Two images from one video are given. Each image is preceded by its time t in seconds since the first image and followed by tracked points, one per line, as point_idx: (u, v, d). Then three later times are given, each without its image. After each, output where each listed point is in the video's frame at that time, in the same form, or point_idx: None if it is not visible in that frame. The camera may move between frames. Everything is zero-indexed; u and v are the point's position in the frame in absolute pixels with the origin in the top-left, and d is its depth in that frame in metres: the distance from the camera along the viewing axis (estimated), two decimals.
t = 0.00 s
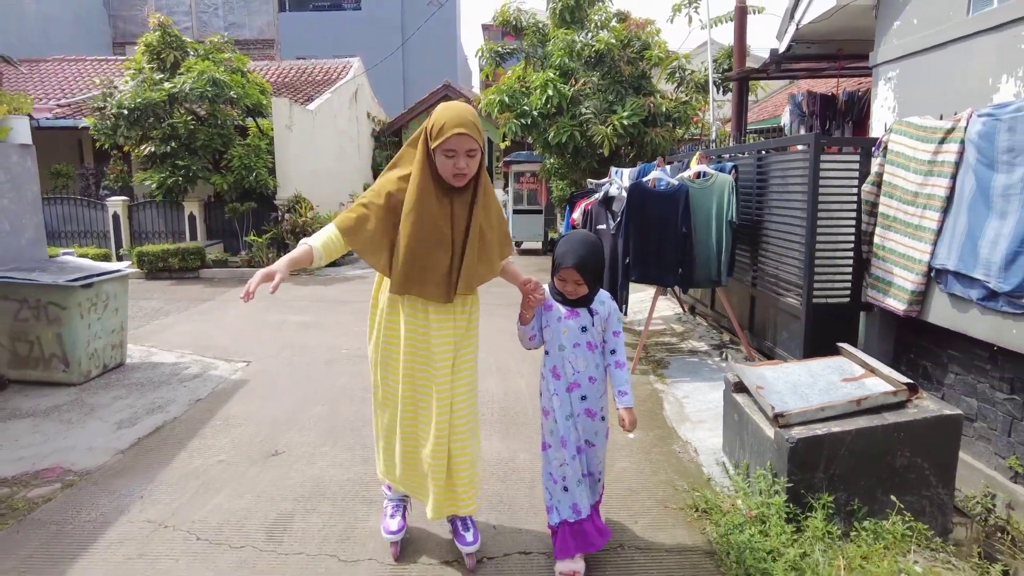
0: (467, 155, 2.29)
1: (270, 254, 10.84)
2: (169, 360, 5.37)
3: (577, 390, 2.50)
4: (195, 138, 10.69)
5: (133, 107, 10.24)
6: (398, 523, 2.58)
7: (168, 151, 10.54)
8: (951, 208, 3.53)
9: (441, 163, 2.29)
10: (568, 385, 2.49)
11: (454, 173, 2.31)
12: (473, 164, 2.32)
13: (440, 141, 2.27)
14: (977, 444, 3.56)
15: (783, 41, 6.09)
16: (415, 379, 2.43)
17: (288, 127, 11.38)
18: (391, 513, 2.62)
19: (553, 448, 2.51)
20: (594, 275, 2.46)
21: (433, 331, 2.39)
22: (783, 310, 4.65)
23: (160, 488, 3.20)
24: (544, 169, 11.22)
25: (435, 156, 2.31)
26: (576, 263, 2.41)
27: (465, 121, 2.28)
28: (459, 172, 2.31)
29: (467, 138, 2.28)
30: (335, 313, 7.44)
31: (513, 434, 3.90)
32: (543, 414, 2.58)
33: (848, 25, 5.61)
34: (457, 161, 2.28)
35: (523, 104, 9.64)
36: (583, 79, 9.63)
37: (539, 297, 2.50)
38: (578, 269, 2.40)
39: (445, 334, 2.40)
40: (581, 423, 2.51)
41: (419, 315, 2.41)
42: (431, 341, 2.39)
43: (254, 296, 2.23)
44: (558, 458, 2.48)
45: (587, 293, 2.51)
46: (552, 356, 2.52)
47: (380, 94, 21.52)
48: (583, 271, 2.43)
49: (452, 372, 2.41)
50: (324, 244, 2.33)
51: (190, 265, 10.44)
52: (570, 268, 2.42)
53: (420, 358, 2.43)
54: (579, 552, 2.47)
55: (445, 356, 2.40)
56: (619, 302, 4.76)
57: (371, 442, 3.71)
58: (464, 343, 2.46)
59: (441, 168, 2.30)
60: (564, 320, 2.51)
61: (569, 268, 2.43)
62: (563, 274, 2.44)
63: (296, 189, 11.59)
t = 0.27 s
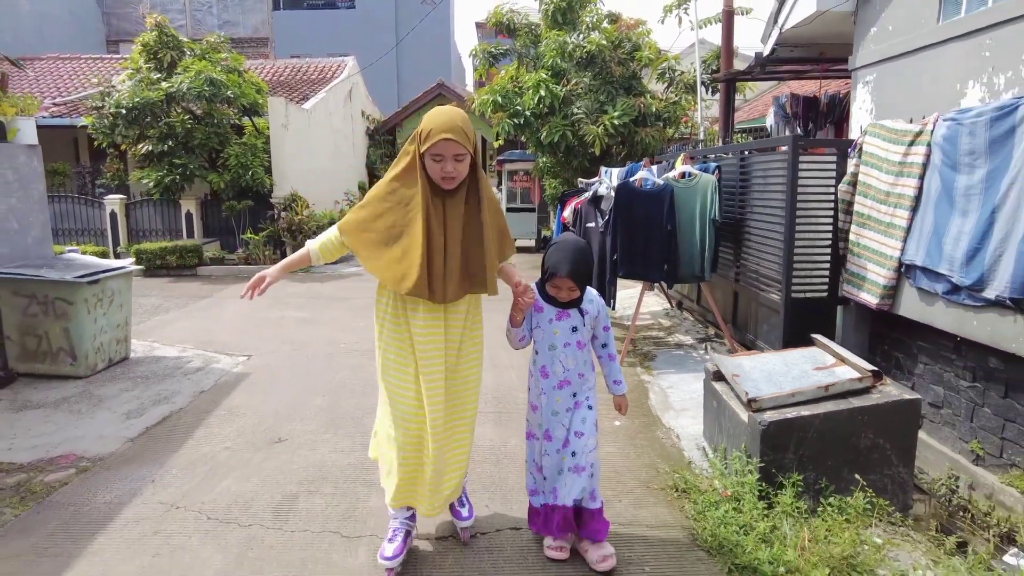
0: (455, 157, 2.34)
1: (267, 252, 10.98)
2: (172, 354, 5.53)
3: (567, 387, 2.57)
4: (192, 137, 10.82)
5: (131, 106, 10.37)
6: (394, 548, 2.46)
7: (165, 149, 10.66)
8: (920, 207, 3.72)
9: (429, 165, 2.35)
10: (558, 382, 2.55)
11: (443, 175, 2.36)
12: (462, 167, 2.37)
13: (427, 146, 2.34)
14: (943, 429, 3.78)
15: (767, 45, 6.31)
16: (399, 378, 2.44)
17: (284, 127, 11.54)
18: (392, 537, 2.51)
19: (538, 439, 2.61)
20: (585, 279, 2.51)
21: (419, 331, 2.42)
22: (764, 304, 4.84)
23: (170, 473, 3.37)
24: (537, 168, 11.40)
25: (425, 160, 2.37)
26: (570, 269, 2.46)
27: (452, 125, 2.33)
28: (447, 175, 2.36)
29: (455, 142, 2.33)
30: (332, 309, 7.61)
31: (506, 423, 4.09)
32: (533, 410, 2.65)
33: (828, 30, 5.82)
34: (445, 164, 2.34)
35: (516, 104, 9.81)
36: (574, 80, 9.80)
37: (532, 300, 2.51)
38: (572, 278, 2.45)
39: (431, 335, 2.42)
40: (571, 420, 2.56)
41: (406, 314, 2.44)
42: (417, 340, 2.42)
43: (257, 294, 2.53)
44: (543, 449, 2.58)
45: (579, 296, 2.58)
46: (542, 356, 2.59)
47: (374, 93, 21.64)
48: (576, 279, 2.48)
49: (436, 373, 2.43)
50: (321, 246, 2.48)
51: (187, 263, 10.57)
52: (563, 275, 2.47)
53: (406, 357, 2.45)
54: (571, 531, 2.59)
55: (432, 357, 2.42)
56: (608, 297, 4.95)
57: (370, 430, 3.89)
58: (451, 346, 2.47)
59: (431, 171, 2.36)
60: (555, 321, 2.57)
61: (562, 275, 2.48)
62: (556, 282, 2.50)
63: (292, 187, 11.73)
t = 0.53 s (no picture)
0: (421, 136, 2.38)
1: (264, 250, 11.14)
2: (174, 349, 5.68)
3: (557, 385, 2.56)
4: (190, 138, 10.96)
5: (130, 107, 10.52)
6: (392, 526, 2.56)
7: (163, 150, 10.79)
8: (891, 202, 3.91)
9: (397, 147, 2.39)
10: (548, 380, 2.55)
11: (411, 155, 2.39)
12: (429, 145, 2.41)
13: (393, 127, 2.38)
14: (915, 414, 3.96)
15: (753, 46, 6.50)
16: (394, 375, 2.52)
17: (281, 127, 11.74)
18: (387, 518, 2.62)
19: (530, 435, 2.65)
20: (580, 277, 2.54)
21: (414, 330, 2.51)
22: (747, 297, 5.02)
23: (178, 457, 3.53)
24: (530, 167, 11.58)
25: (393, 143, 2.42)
26: (566, 266, 2.48)
27: (415, 104, 2.38)
28: (416, 155, 2.39)
29: (419, 121, 2.37)
30: (329, 306, 7.77)
31: (498, 411, 4.26)
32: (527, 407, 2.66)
33: (810, 33, 6.02)
34: (411, 144, 2.38)
35: (510, 104, 9.98)
36: (567, 81, 9.96)
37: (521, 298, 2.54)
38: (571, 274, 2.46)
39: (426, 335, 2.52)
40: (561, 418, 2.56)
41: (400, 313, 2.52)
42: (410, 337, 2.50)
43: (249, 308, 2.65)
44: (534, 443, 2.63)
45: (575, 293, 2.59)
46: (536, 352, 2.61)
47: (370, 93, 21.80)
48: (573, 275, 2.49)
49: (432, 370, 2.54)
50: (305, 254, 2.55)
51: (186, 261, 10.72)
52: (560, 271, 2.48)
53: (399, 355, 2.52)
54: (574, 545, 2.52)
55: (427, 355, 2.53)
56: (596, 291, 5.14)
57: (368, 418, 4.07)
58: (444, 344, 2.57)
59: (398, 151, 2.40)
60: (549, 318, 2.58)
61: (559, 271, 2.49)
62: (554, 277, 2.50)
63: (290, 187, 11.90)
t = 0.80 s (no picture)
0: (435, 135, 2.42)
1: (268, 249, 11.32)
2: (182, 344, 5.85)
3: (559, 379, 2.59)
4: (195, 138, 11.14)
5: (136, 108, 10.71)
6: (390, 506, 2.68)
7: (168, 150, 10.97)
8: (875, 200, 4.05)
9: (411, 144, 2.42)
10: (551, 374, 2.58)
11: (424, 153, 2.42)
12: (443, 144, 2.45)
13: (408, 125, 2.42)
14: (898, 405, 4.11)
15: (746, 48, 6.65)
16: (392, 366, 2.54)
17: (284, 127, 11.89)
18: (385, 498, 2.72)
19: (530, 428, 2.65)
20: (580, 271, 2.57)
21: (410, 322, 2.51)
22: (738, 293, 5.16)
23: (190, 445, 3.70)
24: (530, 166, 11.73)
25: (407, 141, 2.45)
26: (567, 258, 2.51)
27: (433, 105, 2.42)
28: (429, 152, 2.43)
29: (435, 121, 2.41)
30: (333, 303, 7.94)
31: (497, 402, 4.42)
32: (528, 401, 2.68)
33: (801, 35, 6.17)
34: (426, 142, 2.41)
35: (509, 104, 10.14)
36: (566, 82, 10.11)
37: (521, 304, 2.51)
38: (571, 267, 2.49)
39: (423, 326, 2.52)
40: (562, 411, 2.59)
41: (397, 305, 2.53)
42: (407, 328, 2.51)
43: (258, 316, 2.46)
44: (534, 441, 2.60)
45: (576, 287, 2.61)
46: (538, 347, 2.63)
47: (371, 93, 21.96)
48: (572, 269, 2.53)
49: (426, 361, 2.53)
50: (315, 254, 2.46)
51: (191, 259, 10.88)
52: (560, 264, 2.52)
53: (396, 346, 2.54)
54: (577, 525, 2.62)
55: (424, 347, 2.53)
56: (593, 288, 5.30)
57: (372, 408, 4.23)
58: (441, 337, 2.56)
59: (412, 149, 2.43)
60: (551, 313, 2.60)
61: (559, 263, 2.53)
62: (554, 271, 2.54)
63: (293, 186, 12.06)
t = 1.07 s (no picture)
0: (442, 133, 2.41)
1: (273, 247, 11.49)
2: (192, 338, 6.02)
3: (563, 381, 2.58)
4: (201, 138, 11.31)
5: (143, 108, 10.89)
6: (386, 526, 2.57)
7: (174, 149, 11.14)
8: (861, 199, 4.19)
9: (418, 142, 2.41)
10: (554, 375, 2.55)
11: (431, 151, 2.41)
12: (449, 141, 2.42)
13: (416, 123, 2.40)
14: (884, 396, 4.27)
15: (741, 50, 6.82)
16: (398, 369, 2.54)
17: (288, 127, 12.07)
18: (381, 518, 2.63)
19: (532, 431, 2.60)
20: (582, 270, 2.54)
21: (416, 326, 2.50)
22: (732, 289, 5.31)
23: (204, 432, 3.87)
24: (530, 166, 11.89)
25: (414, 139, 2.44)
26: (569, 255, 2.47)
27: (439, 103, 2.41)
28: (434, 151, 2.41)
29: (442, 119, 2.39)
30: (337, 299, 8.11)
31: (497, 393, 4.58)
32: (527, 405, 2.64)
33: (794, 37, 6.32)
34: (433, 140, 2.39)
35: (510, 105, 10.31)
36: (566, 83, 10.28)
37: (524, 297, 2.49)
38: (572, 263, 2.45)
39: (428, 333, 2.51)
40: (564, 413, 2.58)
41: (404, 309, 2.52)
42: (415, 329, 2.51)
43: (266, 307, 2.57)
44: (537, 445, 2.56)
45: (578, 287, 2.58)
46: (540, 349, 2.60)
47: (374, 93, 22.13)
48: (575, 266, 2.49)
49: (433, 362, 2.52)
50: (323, 252, 2.46)
51: (197, 258, 11.04)
52: (563, 261, 2.46)
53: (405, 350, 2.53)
54: (559, 538, 2.51)
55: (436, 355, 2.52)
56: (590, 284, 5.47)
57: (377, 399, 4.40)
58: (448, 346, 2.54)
59: (419, 148, 2.41)
60: (553, 314, 2.57)
61: (562, 261, 2.47)
62: (555, 268, 2.50)
63: (297, 186, 12.24)
